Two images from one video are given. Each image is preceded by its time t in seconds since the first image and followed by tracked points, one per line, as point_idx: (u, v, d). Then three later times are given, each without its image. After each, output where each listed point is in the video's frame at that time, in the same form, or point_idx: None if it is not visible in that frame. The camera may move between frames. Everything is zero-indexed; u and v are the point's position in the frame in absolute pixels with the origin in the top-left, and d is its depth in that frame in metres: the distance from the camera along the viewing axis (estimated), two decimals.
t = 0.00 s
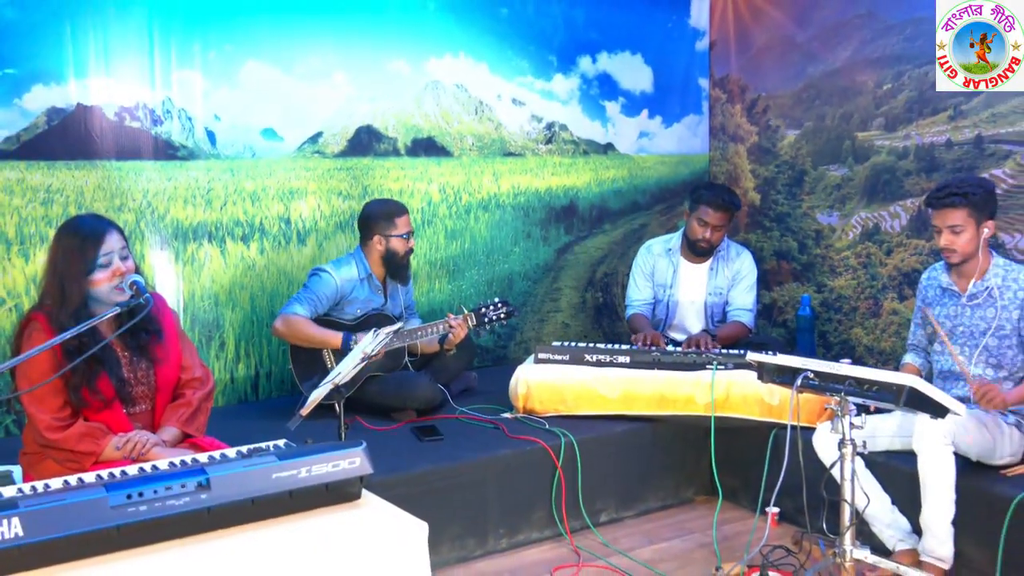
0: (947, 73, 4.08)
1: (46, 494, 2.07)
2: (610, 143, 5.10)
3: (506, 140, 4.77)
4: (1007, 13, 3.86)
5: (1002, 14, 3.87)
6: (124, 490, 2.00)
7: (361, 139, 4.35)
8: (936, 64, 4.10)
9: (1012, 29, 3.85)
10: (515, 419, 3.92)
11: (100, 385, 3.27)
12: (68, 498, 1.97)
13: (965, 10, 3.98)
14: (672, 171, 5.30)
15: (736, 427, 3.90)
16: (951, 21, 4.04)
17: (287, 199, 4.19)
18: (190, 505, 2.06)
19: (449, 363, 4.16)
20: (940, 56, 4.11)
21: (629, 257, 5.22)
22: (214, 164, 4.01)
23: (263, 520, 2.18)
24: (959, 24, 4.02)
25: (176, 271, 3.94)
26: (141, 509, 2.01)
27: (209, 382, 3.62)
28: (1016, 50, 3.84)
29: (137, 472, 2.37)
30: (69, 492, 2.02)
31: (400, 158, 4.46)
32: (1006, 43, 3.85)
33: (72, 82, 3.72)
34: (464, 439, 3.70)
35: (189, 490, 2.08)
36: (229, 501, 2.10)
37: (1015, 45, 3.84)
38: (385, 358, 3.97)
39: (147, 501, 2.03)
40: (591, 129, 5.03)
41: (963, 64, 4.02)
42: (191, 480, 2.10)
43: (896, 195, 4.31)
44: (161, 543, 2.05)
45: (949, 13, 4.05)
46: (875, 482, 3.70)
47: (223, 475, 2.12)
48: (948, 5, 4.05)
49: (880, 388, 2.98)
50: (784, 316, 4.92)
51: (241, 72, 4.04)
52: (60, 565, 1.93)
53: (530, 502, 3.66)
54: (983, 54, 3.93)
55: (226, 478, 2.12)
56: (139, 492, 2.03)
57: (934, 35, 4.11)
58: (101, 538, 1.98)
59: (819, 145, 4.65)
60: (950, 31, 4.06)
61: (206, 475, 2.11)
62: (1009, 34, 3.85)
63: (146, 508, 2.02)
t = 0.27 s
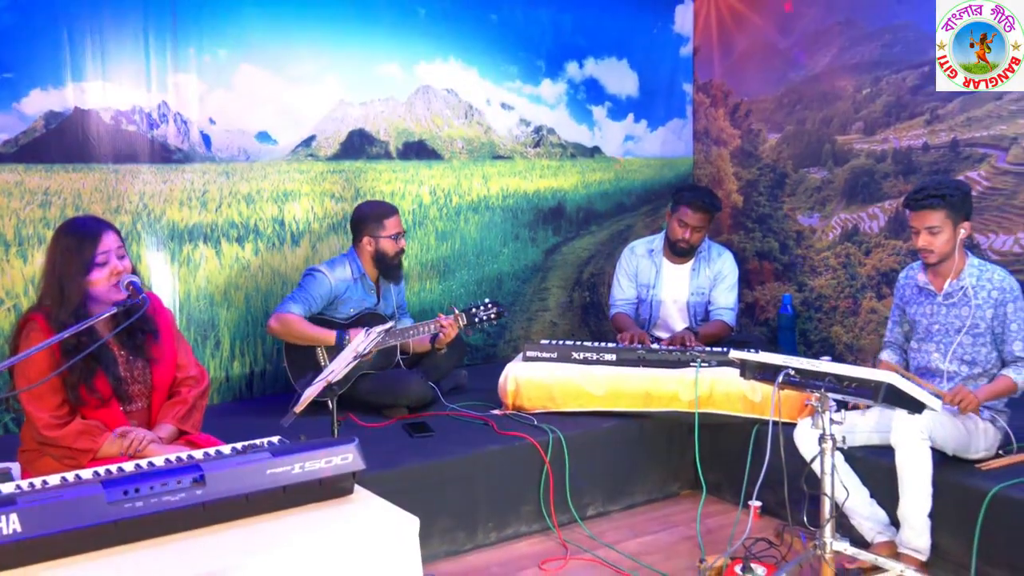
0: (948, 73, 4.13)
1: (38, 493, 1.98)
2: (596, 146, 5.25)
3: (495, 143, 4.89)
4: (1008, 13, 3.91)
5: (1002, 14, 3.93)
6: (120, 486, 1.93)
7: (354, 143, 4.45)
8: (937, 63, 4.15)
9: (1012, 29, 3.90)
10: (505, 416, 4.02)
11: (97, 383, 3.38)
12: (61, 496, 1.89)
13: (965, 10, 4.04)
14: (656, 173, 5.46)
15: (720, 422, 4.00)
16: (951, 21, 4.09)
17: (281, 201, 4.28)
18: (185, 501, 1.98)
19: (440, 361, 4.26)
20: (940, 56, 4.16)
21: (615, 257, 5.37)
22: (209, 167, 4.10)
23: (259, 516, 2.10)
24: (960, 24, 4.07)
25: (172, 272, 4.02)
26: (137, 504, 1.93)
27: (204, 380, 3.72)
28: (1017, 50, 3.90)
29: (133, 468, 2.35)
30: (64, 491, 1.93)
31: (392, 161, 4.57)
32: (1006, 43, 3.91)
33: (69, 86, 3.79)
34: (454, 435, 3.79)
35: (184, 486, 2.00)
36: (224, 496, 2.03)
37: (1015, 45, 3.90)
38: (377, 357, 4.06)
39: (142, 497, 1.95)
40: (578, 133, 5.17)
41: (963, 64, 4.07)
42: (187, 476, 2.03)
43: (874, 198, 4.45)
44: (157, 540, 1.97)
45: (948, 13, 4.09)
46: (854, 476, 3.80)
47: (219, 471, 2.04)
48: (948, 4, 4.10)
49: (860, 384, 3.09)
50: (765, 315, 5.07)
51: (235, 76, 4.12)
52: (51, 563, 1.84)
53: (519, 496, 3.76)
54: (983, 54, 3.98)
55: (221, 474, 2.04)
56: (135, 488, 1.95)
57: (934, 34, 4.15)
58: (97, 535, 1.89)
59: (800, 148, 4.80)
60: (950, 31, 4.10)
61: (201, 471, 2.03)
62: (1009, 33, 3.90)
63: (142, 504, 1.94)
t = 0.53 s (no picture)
0: (947, 73, 4.19)
1: (38, 487, 2.06)
2: (583, 149, 5.34)
3: (484, 147, 4.98)
4: (1008, 13, 3.98)
5: (1002, 14, 4.00)
6: (116, 483, 2.00)
7: (346, 146, 4.53)
8: (936, 64, 4.21)
9: (1012, 28, 3.97)
10: (495, 413, 4.11)
11: (94, 383, 3.44)
12: (60, 491, 1.96)
13: (965, 10, 4.10)
14: (642, 176, 5.55)
15: (705, 419, 4.09)
16: (951, 21, 4.15)
17: (275, 203, 4.36)
18: (179, 497, 2.06)
19: (431, 359, 4.35)
20: (940, 56, 4.21)
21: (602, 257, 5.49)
22: (204, 169, 4.17)
23: (251, 511, 2.17)
24: (959, 24, 4.13)
25: (167, 273, 4.09)
26: (132, 500, 2.01)
27: (199, 379, 3.80)
28: (1016, 51, 3.96)
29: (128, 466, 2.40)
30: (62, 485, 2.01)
31: (383, 163, 4.66)
32: (1006, 43, 3.97)
33: (66, 89, 3.85)
34: (445, 432, 3.87)
35: (179, 482, 2.07)
36: (217, 493, 2.10)
37: (1015, 45, 3.96)
38: (369, 356, 4.14)
39: (138, 493, 2.03)
40: (565, 136, 5.27)
41: (963, 64, 4.13)
42: (181, 472, 2.10)
43: (854, 199, 4.62)
44: (151, 534, 2.05)
45: (948, 13, 4.15)
46: (836, 471, 3.89)
47: (213, 468, 2.11)
48: (948, 5, 4.15)
49: (839, 381, 3.18)
50: (749, 313, 5.24)
51: (229, 80, 4.20)
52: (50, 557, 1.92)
53: (508, 491, 3.84)
54: (983, 54, 4.04)
55: (215, 471, 2.11)
56: (130, 484, 2.03)
57: (933, 34, 4.21)
58: (93, 530, 1.97)
59: (782, 151, 4.95)
60: (950, 31, 4.17)
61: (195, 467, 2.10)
62: (1009, 33, 3.97)
63: (137, 500, 2.02)
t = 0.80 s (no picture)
0: (947, 73, 4.30)
1: (37, 483, 2.11)
2: (572, 153, 5.47)
3: (476, 150, 5.09)
4: (1007, 13, 4.08)
5: (1002, 14, 4.10)
6: (116, 480, 2.05)
7: (340, 150, 4.64)
8: (937, 64, 4.32)
9: (1012, 28, 4.07)
10: (486, 410, 4.22)
11: (93, 381, 3.54)
12: (60, 488, 2.01)
13: (965, 10, 4.21)
14: (629, 178, 5.68)
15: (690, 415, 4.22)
16: (952, 21, 4.26)
17: (271, 205, 4.46)
18: (178, 493, 2.12)
19: (424, 357, 4.45)
20: (940, 56, 4.33)
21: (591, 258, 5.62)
22: (202, 172, 4.26)
23: (248, 505, 2.25)
24: (960, 24, 4.24)
25: (166, 273, 4.19)
26: (132, 497, 2.07)
27: (197, 377, 3.90)
28: (1016, 50, 4.06)
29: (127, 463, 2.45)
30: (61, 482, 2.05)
31: (377, 166, 4.76)
32: (1006, 43, 4.08)
33: (66, 95, 3.95)
34: (438, 429, 3.98)
35: (177, 479, 2.13)
36: (214, 489, 2.17)
37: (1015, 45, 4.06)
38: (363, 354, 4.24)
39: (137, 489, 2.08)
40: (554, 140, 5.38)
41: (963, 64, 4.24)
42: (179, 468, 2.15)
43: (834, 201, 4.81)
44: (150, 529, 2.11)
45: (949, 14, 4.26)
46: (817, 465, 3.99)
47: (210, 465, 2.18)
48: (948, 5, 4.27)
49: (821, 378, 3.29)
50: (733, 312, 5.44)
51: (225, 85, 4.29)
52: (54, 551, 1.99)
53: (499, 486, 3.95)
54: (983, 54, 4.15)
55: (213, 467, 2.18)
56: (130, 481, 2.08)
57: (934, 34, 4.32)
58: (94, 525, 2.03)
59: (766, 154, 5.15)
60: (950, 31, 4.27)
61: (193, 464, 2.16)
62: (1009, 33, 4.07)
63: (136, 496, 2.07)
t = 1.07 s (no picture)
0: (947, 73, 4.35)
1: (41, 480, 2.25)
2: (561, 157, 5.62)
3: (468, 154, 5.21)
4: (1007, 14, 4.13)
5: (1002, 14, 4.14)
6: (118, 476, 2.19)
7: (336, 154, 4.75)
8: (937, 64, 4.37)
9: (1012, 28, 4.11)
10: (479, 407, 4.32)
11: (94, 380, 3.64)
12: (66, 484, 2.15)
13: (965, 10, 4.26)
14: (617, 181, 5.86)
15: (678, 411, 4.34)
16: (952, 21, 4.31)
17: (268, 207, 4.56)
18: (178, 488, 2.26)
19: (418, 355, 4.57)
20: (940, 56, 4.38)
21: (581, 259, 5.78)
22: (201, 175, 4.36)
23: (245, 500, 2.39)
24: (959, 24, 4.29)
25: (165, 274, 4.28)
26: (134, 491, 2.20)
27: (196, 376, 4.01)
28: (1015, 50, 4.11)
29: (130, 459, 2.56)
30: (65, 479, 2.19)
31: (372, 169, 4.87)
32: (1006, 43, 4.12)
33: (67, 99, 4.04)
34: (432, 425, 4.08)
35: (177, 474, 2.28)
36: (213, 484, 2.31)
37: (1014, 45, 4.11)
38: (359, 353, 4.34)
39: (139, 485, 2.22)
40: (545, 144, 5.53)
41: (963, 64, 4.30)
42: (179, 465, 2.30)
43: (817, 203, 4.97)
44: (151, 522, 2.25)
45: (949, 14, 4.32)
46: (800, 459, 4.11)
47: (209, 461, 2.32)
48: (948, 5, 4.32)
49: (804, 375, 3.41)
50: (718, 310, 5.64)
51: (223, 90, 4.40)
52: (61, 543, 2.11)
53: (491, 481, 4.06)
54: (983, 54, 4.20)
55: (212, 463, 2.32)
56: (131, 477, 2.22)
57: (934, 34, 4.38)
58: (97, 519, 2.16)
59: (749, 158, 5.34)
60: (950, 31, 4.33)
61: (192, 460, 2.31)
62: (1009, 33, 4.12)
63: (138, 491, 2.21)
